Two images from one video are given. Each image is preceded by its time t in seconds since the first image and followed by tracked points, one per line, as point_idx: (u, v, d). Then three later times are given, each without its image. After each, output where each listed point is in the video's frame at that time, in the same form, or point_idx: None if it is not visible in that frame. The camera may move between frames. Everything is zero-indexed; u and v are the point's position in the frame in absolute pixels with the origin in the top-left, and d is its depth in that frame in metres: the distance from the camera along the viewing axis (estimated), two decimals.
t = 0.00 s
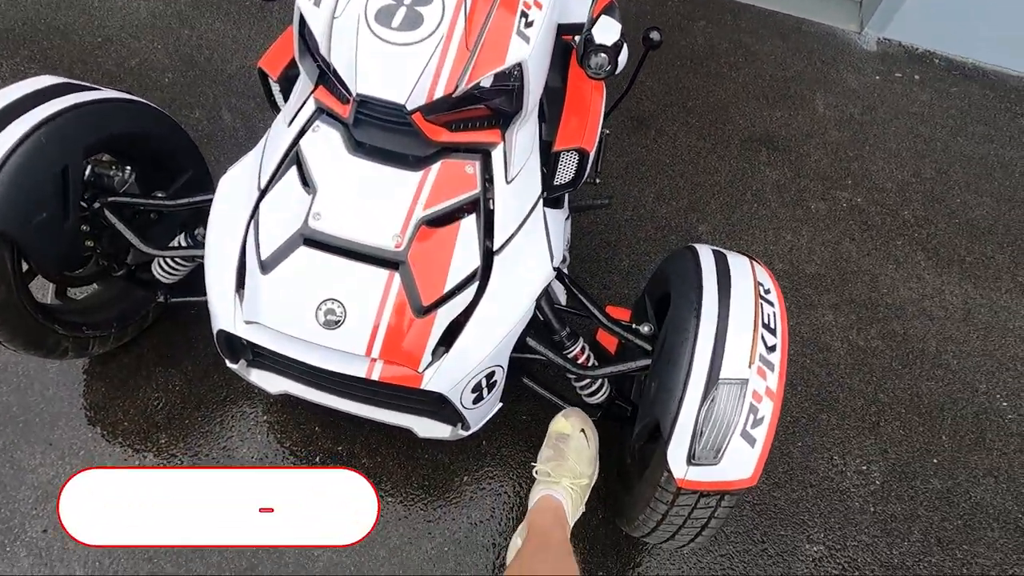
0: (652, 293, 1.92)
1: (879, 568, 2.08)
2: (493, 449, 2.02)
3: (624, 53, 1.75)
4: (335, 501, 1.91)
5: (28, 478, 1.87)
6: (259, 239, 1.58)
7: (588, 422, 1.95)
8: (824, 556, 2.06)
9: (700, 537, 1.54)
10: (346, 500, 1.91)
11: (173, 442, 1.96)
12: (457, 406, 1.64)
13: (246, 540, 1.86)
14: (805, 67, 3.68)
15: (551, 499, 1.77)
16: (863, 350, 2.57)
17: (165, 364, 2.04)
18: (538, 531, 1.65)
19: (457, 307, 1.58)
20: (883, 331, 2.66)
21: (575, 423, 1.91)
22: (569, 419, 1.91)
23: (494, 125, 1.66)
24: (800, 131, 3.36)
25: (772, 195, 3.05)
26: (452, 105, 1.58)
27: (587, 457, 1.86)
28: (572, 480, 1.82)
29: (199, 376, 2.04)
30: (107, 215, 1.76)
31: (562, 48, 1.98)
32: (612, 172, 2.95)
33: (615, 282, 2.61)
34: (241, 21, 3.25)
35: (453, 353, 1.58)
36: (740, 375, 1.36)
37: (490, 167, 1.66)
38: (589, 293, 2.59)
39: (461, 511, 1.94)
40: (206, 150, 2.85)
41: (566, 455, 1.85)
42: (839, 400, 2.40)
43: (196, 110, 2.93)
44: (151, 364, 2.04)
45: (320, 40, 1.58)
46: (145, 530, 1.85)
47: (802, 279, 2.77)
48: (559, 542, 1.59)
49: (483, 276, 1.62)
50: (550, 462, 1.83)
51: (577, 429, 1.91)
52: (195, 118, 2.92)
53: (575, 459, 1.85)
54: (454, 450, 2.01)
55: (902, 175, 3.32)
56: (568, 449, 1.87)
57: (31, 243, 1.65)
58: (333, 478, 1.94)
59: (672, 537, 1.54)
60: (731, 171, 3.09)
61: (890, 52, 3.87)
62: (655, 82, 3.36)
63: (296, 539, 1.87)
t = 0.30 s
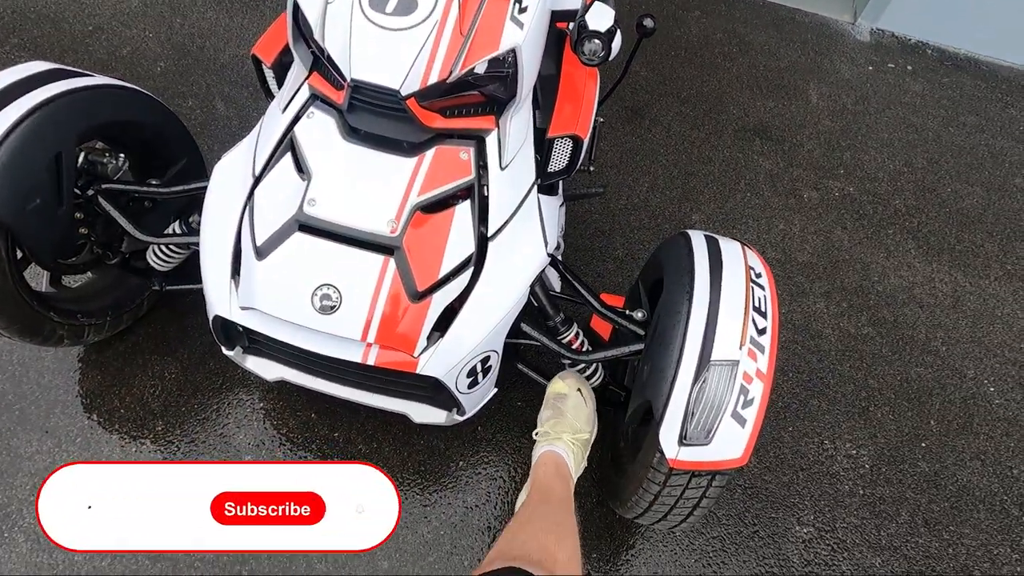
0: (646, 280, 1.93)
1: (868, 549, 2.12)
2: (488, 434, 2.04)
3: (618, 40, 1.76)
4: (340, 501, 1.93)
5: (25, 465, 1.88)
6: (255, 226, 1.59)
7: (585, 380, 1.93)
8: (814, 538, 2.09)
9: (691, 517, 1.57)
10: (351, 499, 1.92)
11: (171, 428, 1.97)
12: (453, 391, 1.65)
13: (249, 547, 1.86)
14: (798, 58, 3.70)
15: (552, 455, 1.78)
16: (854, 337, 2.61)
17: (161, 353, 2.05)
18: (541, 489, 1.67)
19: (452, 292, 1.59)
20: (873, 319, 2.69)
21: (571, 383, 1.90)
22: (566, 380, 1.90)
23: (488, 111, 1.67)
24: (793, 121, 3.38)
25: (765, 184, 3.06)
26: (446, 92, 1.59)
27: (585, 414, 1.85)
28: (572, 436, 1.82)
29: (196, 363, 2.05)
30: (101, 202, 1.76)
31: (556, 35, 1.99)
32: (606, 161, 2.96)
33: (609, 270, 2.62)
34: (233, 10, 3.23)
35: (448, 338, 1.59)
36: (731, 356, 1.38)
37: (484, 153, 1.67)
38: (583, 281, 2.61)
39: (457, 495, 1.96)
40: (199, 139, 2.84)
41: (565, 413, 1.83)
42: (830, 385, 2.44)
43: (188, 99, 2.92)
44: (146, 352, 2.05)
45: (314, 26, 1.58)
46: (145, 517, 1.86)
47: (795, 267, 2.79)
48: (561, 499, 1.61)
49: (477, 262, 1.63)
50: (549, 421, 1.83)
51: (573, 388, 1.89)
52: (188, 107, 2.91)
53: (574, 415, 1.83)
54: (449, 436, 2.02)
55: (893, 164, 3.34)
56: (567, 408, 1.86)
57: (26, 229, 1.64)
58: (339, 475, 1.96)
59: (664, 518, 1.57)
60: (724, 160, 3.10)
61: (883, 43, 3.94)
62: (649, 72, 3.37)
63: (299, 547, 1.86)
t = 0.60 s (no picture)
0: (637, 265, 1.95)
1: (859, 531, 2.14)
2: (482, 421, 2.06)
3: (606, 25, 1.77)
4: (339, 500, 1.93)
5: (21, 454, 1.89)
6: (246, 212, 1.60)
7: (541, 492, 1.97)
8: (805, 520, 2.12)
9: (681, 496, 1.58)
10: (350, 497, 1.93)
11: (167, 416, 1.98)
12: (445, 375, 1.66)
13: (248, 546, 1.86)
14: (792, 49, 3.72)
15: None
16: (846, 324, 2.63)
17: (155, 342, 2.06)
18: None
19: (443, 276, 1.61)
20: (865, 306, 2.71)
21: (525, 495, 1.94)
22: (521, 493, 1.94)
23: (477, 97, 1.68)
24: (787, 111, 3.39)
25: (758, 174, 3.07)
26: (435, 77, 1.60)
27: (534, 535, 1.88)
28: (516, 563, 1.83)
29: (191, 351, 2.07)
30: (94, 191, 1.77)
31: (546, 23, 2.00)
32: (600, 151, 2.97)
33: (602, 259, 2.63)
34: (227, 4, 3.24)
35: (439, 321, 1.60)
36: (717, 334, 1.39)
37: (473, 139, 1.68)
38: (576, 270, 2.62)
39: (451, 481, 1.98)
40: (193, 132, 2.84)
41: (513, 535, 1.87)
42: (821, 371, 2.46)
43: (183, 92, 2.93)
44: (142, 341, 2.06)
45: (302, 12, 1.59)
46: (143, 515, 1.86)
47: (788, 255, 2.80)
48: None
49: (468, 247, 1.64)
50: (496, 544, 1.85)
51: (527, 502, 1.93)
52: (182, 100, 2.92)
53: (521, 539, 1.86)
54: (443, 423, 2.04)
55: (886, 154, 3.35)
56: (516, 527, 1.89)
57: (19, 217, 1.64)
58: (337, 475, 1.97)
59: (654, 497, 1.58)
60: (717, 150, 3.11)
61: (876, 34, 3.95)
62: (643, 64, 3.38)
63: (300, 548, 1.86)
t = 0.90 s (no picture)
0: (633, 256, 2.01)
1: (855, 516, 2.19)
2: (484, 409, 2.12)
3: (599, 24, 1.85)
4: (339, 500, 1.97)
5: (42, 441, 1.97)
6: (256, 204, 1.67)
7: None
8: (802, 505, 2.17)
9: (676, 476, 1.64)
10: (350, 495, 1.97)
11: (180, 405, 2.05)
12: (446, 360, 1.72)
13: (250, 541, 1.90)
14: (790, 50, 3.78)
15: None
16: (843, 316, 2.67)
17: (169, 334, 2.14)
18: None
19: (444, 265, 1.67)
20: (862, 299, 2.75)
21: None
22: None
23: (476, 94, 1.76)
24: (785, 109, 3.45)
25: (756, 171, 3.13)
26: (435, 74, 1.67)
27: None
28: None
29: (204, 343, 2.14)
30: (113, 188, 1.85)
31: (542, 24, 2.08)
32: (600, 150, 3.03)
33: (602, 254, 2.69)
34: (237, 13, 3.35)
35: (441, 308, 1.67)
36: (707, 315, 1.45)
37: (473, 133, 1.75)
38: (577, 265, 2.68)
39: (455, 466, 2.03)
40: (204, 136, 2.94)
41: None
42: (819, 362, 2.51)
43: (195, 97, 3.02)
44: (157, 333, 2.14)
45: (309, 13, 1.67)
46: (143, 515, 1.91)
47: (786, 250, 2.85)
48: None
49: (468, 237, 1.71)
50: None
51: None
52: (194, 105, 3.01)
53: None
54: (447, 411, 2.10)
55: (884, 151, 3.40)
56: None
57: (42, 213, 1.71)
58: (338, 474, 2.01)
59: (650, 477, 1.64)
60: (716, 149, 3.17)
61: (874, 33, 4.01)
62: (642, 66, 3.45)
63: (299, 548, 1.89)
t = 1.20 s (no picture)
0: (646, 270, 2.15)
1: (870, 525, 2.23)
2: (507, 417, 2.24)
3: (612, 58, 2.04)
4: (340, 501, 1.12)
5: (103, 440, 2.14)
6: (302, 221, 1.86)
7: None
8: (817, 513, 2.22)
9: (688, 471, 1.73)
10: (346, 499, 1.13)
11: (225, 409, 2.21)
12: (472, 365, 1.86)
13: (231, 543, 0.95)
14: (801, 83, 3.95)
15: None
16: (856, 333, 2.75)
17: (216, 345, 2.32)
18: None
19: (470, 276, 1.83)
20: (875, 317, 2.82)
21: None
22: None
23: (500, 121, 1.94)
24: (796, 139, 3.59)
25: (768, 196, 3.26)
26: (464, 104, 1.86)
27: None
28: None
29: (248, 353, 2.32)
30: (175, 211, 2.05)
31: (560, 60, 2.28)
32: (616, 178, 3.20)
33: (619, 274, 2.83)
34: (280, 58, 3.65)
35: (468, 314, 1.82)
36: (712, 315, 1.57)
37: (497, 157, 1.93)
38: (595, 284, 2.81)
39: (478, 469, 2.15)
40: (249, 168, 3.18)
41: None
42: (831, 376, 2.58)
43: (241, 134, 3.28)
44: (206, 344, 2.32)
45: (354, 52, 1.88)
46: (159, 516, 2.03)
47: (799, 270, 2.95)
48: None
49: (492, 250, 1.87)
50: None
51: None
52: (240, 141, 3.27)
53: None
54: (471, 418, 2.23)
55: (895, 177, 3.50)
56: None
57: (117, 231, 1.90)
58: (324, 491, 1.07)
59: (663, 473, 1.74)
60: (729, 176, 3.31)
61: (883, 67, 4.17)
62: (657, 100, 3.64)
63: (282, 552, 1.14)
